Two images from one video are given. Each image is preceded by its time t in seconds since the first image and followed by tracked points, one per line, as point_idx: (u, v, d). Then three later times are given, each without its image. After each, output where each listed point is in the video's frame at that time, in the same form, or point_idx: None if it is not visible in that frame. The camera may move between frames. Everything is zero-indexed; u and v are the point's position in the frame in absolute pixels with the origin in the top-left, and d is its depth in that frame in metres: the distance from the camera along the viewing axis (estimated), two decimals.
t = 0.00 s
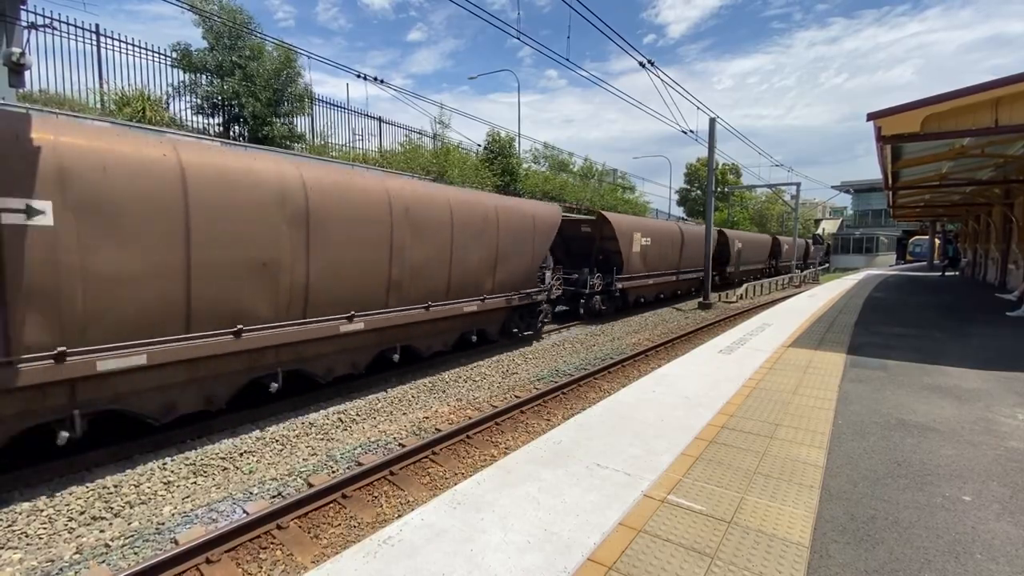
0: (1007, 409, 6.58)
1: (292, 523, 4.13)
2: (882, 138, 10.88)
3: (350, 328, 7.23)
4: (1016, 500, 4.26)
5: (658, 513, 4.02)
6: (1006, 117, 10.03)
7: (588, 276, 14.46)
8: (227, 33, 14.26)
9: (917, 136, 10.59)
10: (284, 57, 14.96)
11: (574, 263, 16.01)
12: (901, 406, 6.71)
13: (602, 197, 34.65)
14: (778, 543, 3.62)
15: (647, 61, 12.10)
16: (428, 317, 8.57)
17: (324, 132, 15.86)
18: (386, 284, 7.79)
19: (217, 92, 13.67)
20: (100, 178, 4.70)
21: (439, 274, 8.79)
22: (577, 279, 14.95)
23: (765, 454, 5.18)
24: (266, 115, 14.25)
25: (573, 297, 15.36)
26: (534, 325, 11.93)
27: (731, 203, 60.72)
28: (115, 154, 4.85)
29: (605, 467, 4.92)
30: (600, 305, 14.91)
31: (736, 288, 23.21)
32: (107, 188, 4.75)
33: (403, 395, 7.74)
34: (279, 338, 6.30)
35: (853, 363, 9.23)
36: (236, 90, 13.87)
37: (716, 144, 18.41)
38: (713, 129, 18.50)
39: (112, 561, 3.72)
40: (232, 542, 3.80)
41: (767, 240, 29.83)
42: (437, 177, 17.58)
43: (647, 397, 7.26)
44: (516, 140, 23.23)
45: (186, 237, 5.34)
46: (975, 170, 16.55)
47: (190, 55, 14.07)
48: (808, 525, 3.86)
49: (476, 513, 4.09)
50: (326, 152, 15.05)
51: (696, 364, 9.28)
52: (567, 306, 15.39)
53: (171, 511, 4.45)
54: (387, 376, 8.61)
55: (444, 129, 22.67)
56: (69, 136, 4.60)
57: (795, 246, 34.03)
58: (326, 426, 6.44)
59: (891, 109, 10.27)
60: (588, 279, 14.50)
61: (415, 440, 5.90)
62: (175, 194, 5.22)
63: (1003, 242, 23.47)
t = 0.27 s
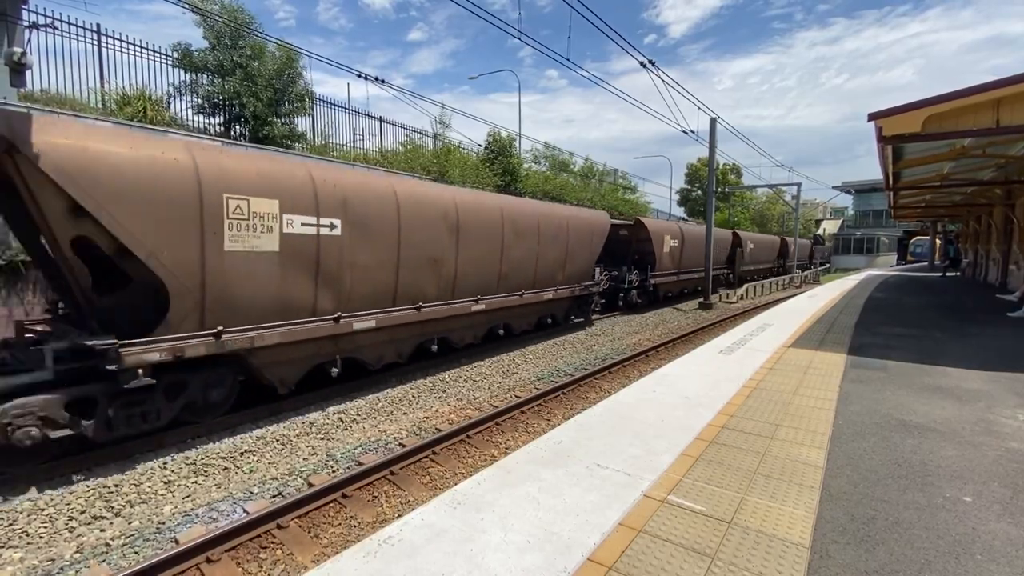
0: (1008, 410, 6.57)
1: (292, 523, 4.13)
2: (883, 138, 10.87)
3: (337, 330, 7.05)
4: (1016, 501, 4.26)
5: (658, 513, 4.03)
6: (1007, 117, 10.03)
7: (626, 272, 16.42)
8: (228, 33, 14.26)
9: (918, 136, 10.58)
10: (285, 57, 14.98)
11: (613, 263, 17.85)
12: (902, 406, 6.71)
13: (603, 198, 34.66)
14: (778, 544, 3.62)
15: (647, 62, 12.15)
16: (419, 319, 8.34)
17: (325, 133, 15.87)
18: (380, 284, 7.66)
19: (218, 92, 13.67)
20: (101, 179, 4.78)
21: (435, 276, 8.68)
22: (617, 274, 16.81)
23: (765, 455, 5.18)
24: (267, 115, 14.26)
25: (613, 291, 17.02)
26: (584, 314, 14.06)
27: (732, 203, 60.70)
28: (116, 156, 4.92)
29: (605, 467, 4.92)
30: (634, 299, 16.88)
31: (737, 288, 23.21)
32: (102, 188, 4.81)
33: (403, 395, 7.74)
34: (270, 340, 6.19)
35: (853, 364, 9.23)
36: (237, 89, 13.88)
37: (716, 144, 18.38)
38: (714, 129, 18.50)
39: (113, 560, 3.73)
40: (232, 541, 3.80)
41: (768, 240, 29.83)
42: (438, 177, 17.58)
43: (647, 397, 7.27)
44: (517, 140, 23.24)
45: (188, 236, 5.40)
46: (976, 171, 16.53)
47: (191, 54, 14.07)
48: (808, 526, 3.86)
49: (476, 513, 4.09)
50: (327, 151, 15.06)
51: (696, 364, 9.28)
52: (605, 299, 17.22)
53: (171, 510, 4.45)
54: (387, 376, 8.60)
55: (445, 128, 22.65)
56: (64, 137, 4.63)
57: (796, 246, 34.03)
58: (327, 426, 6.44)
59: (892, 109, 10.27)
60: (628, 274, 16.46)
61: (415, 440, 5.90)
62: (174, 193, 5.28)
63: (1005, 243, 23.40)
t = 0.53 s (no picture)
0: (1009, 411, 6.57)
1: (292, 522, 4.14)
2: (884, 138, 10.86)
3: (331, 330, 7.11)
4: (1017, 502, 4.25)
5: (658, 514, 4.03)
6: (1009, 117, 10.02)
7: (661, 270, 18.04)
8: (230, 33, 14.29)
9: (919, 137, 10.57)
10: (287, 58, 15.03)
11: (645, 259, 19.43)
12: (903, 407, 6.71)
13: (604, 198, 34.68)
14: (779, 544, 3.62)
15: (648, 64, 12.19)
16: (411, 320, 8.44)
17: (327, 133, 15.90)
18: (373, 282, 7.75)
19: (220, 92, 13.68)
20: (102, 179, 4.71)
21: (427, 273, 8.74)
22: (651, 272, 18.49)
23: (766, 455, 5.19)
24: (269, 115, 14.28)
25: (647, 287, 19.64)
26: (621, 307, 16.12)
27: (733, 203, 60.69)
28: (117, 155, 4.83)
29: (606, 467, 4.92)
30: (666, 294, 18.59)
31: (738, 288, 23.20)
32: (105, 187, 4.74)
33: (404, 395, 7.74)
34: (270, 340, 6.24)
35: (854, 364, 9.23)
36: (238, 90, 13.90)
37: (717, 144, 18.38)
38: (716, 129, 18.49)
39: (113, 559, 3.73)
40: (232, 541, 3.80)
41: (770, 240, 29.82)
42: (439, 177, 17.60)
43: (647, 397, 7.27)
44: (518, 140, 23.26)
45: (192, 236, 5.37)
46: (977, 171, 16.51)
47: (193, 54, 14.10)
48: (809, 526, 3.86)
49: (477, 513, 4.09)
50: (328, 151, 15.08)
51: (697, 364, 9.28)
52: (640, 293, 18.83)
53: (172, 510, 4.46)
54: (387, 376, 8.60)
55: (446, 128, 22.67)
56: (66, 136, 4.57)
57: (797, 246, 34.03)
58: (327, 425, 6.44)
59: (893, 110, 10.27)
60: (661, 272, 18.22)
61: (416, 439, 5.90)
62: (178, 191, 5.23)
63: (1007, 243, 23.36)
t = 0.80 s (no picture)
0: (1010, 411, 6.56)
1: (293, 522, 4.14)
2: (885, 138, 10.84)
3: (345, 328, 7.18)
4: (1018, 503, 4.25)
5: (659, 514, 4.02)
6: (1011, 117, 9.99)
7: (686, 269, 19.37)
8: (231, 33, 14.28)
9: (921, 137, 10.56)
10: (289, 57, 15.05)
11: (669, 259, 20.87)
12: (904, 408, 6.71)
13: (605, 197, 34.69)
14: (780, 545, 3.62)
15: (650, 62, 11.93)
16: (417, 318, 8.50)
17: (328, 132, 15.90)
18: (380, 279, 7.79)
19: (221, 92, 13.68)
20: (104, 178, 4.74)
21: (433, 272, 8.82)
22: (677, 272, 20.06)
23: (767, 455, 5.18)
24: (270, 115, 14.29)
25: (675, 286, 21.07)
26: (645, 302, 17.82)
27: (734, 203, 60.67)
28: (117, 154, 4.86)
29: (607, 467, 4.92)
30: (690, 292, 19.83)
31: (739, 288, 23.19)
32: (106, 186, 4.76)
33: (404, 395, 7.75)
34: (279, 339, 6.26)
35: (855, 365, 9.21)
36: (240, 90, 13.90)
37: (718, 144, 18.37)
38: (717, 129, 18.48)
39: (115, 559, 3.74)
40: (233, 541, 3.81)
41: (771, 240, 29.82)
42: (440, 177, 17.60)
43: (648, 397, 7.27)
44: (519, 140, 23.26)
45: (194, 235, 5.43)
46: (979, 171, 16.47)
47: (194, 54, 14.10)
48: (810, 527, 3.86)
49: (478, 513, 4.09)
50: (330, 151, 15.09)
51: (698, 365, 9.27)
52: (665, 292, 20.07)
53: (172, 509, 4.46)
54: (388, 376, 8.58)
55: (447, 128, 22.67)
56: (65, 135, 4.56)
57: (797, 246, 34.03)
58: (328, 425, 6.45)
59: (895, 110, 10.25)
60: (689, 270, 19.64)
61: (417, 439, 5.90)
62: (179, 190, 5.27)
63: (1008, 244, 23.32)
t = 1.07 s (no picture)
0: (1011, 412, 6.56)
1: (294, 521, 4.14)
2: (886, 138, 10.82)
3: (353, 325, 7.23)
4: (1020, 503, 4.24)
5: (659, 514, 4.02)
6: (1012, 117, 9.99)
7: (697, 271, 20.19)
8: (233, 32, 14.29)
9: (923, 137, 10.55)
10: (290, 57, 15.05)
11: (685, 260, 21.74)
12: (905, 408, 6.70)
13: (606, 197, 34.69)
14: (782, 545, 3.62)
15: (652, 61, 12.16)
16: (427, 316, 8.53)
17: (329, 132, 15.91)
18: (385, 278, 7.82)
19: (222, 92, 13.69)
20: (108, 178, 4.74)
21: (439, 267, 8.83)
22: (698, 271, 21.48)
23: (768, 455, 5.18)
24: (271, 114, 14.30)
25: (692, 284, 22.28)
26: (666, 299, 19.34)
27: (734, 203, 60.63)
28: (122, 154, 4.85)
29: (608, 467, 4.92)
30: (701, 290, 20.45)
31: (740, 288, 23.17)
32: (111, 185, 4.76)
33: (405, 395, 7.74)
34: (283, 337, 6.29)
35: (857, 365, 9.20)
36: (240, 89, 13.88)
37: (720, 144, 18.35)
38: (718, 129, 18.47)
39: (116, 558, 3.74)
40: (234, 540, 3.81)
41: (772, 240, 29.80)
42: (440, 177, 17.60)
43: (649, 397, 7.26)
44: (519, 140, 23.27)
45: (195, 233, 5.42)
46: (981, 171, 16.44)
47: (195, 54, 14.10)
48: (811, 527, 3.85)
49: (479, 513, 4.09)
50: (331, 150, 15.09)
51: (699, 365, 9.26)
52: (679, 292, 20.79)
53: (173, 508, 4.47)
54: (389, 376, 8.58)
55: (447, 128, 22.64)
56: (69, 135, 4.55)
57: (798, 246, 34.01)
58: (329, 425, 6.45)
59: (896, 110, 10.24)
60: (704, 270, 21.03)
61: (418, 439, 5.90)
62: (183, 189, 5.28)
63: (1010, 244, 23.27)
